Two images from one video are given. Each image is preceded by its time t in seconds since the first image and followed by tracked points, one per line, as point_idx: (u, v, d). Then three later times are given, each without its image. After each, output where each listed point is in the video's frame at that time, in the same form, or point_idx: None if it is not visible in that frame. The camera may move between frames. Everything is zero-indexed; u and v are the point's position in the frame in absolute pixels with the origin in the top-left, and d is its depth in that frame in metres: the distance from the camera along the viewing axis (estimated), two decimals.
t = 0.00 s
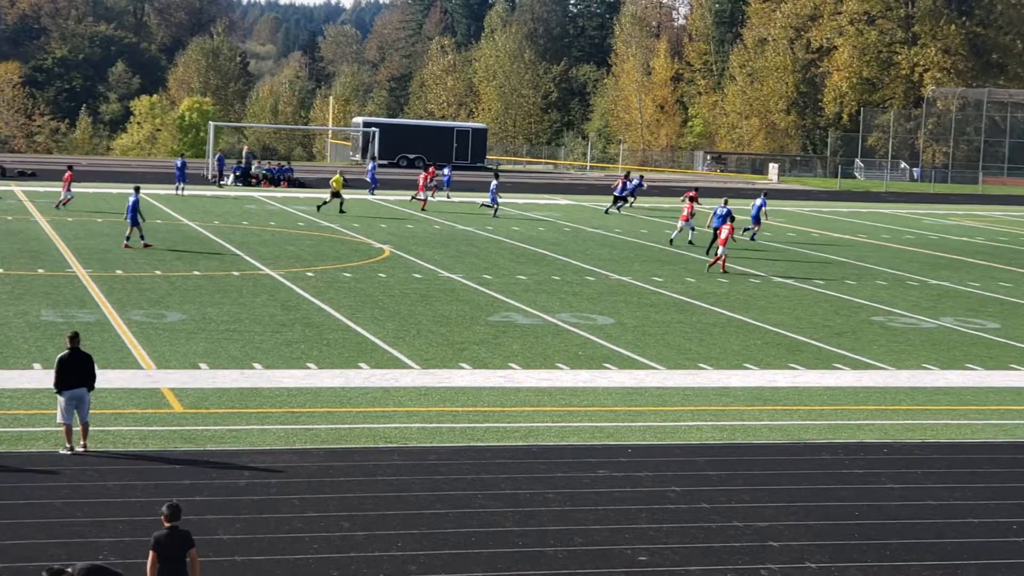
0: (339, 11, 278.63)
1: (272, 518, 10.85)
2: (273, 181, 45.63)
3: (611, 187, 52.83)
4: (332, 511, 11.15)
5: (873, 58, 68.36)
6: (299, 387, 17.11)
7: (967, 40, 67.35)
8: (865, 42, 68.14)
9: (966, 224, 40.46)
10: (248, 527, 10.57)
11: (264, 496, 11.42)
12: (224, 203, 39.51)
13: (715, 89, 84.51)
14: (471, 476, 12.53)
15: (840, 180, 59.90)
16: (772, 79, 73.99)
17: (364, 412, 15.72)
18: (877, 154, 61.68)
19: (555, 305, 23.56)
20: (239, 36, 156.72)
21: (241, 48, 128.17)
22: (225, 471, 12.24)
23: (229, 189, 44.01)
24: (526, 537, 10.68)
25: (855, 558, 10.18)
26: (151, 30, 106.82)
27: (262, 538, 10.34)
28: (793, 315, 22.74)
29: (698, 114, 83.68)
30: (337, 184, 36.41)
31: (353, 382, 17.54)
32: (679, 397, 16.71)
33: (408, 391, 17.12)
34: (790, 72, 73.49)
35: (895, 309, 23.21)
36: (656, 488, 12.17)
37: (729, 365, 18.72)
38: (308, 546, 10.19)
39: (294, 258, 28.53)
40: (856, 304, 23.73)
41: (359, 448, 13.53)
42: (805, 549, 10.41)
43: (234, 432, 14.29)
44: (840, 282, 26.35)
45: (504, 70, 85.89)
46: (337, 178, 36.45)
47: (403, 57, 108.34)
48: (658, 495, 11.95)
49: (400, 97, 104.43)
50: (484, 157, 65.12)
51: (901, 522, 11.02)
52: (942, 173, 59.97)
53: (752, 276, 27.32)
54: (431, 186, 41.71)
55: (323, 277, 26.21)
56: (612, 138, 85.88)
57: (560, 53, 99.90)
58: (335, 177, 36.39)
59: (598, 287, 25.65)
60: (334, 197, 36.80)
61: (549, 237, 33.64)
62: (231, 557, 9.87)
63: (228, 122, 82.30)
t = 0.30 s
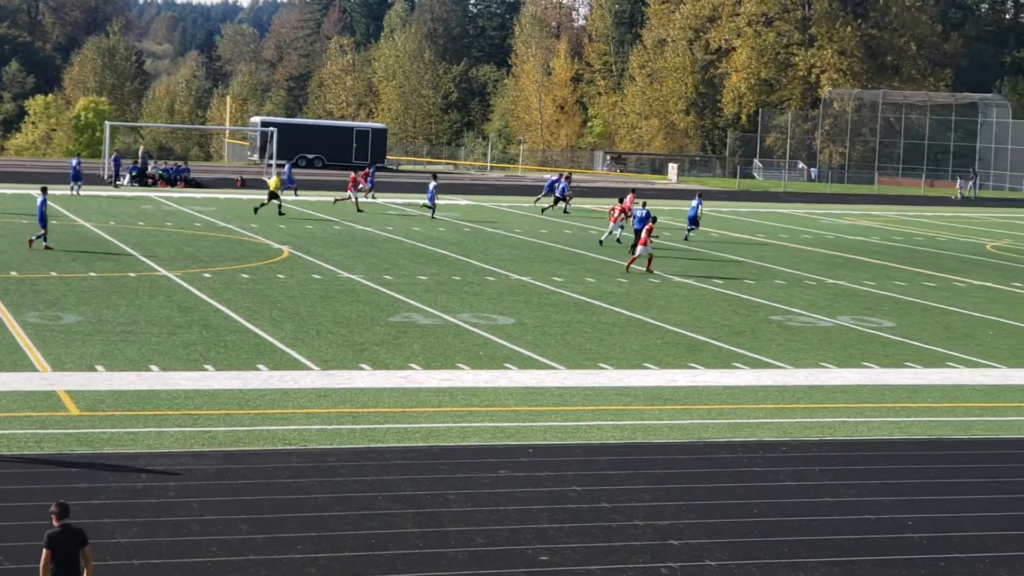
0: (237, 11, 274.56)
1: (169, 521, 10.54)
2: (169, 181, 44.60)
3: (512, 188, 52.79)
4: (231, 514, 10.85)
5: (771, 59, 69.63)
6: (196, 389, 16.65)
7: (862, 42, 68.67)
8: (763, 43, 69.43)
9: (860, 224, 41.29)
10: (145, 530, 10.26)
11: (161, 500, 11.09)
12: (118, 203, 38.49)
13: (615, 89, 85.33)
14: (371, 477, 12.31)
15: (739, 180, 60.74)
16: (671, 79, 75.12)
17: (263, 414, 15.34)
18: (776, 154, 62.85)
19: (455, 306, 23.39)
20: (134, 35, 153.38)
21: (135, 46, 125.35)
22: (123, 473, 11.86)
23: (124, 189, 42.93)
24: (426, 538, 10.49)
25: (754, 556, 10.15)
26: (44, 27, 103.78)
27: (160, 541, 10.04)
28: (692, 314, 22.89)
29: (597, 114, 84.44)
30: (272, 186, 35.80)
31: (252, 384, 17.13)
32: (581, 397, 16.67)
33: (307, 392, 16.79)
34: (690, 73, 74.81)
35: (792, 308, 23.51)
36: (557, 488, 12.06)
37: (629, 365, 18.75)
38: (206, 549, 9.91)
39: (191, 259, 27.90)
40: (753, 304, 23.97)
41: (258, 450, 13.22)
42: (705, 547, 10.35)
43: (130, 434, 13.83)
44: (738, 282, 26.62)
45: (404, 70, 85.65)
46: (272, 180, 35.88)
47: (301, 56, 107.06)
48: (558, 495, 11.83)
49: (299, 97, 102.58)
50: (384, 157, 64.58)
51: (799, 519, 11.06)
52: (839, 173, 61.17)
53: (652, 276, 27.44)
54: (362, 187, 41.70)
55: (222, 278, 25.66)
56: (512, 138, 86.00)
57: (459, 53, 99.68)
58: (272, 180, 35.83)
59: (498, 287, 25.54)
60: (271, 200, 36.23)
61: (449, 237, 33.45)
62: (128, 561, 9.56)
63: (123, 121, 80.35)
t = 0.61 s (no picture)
0: (128, 9, 268.71)
1: (56, 525, 10.12)
2: (58, 181, 43.33)
3: (409, 188, 52.40)
4: (121, 517, 10.45)
5: (664, 60, 70.47)
6: (85, 390, 16.09)
7: (754, 44, 69.79)
8: (656, 44, 70.32)
9: (754, 224, 41.84)
10: (32, 534, 9.84)
11: (49, 504, 10.65)
12: (2, 202, 37.24)
13: (509, 89, 85.52)
14: (264, 479, 11.96)
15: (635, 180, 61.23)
16: (566, 80, 75.58)
17: (152, 416, 14.85)
18: (669, 154, 63.43)
19: (349, 306, 23.03)
20: (21, 34, 149.13)
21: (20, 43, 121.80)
22: (8, 477, 11.38)
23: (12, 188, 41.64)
24: (319, 540, 10.18)
25: (648, 554, 10.04)
26: None
27: (47, 545, 9.63)
28: (587, 314, 22.91)
29: (491, 115, 84.46)
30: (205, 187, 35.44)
31: (142, 385, 16.60)
32: (476, 397, 16.51)
33: (199, 393, 16.31)
34: (584, 73, 75.29)
35: (686, 308, 23.65)
36: (452, 489, 11.85)
37: (525, 365, 18.64)
38: (97, 552, 9.52)
39: (80, 259, 27.06)
40: (648, 304, 24.06)
41: (148, 452, 12.78)
42: (601, 546, 10.22)
43: (16, 438, 13.28)
44: (634, 282, 26.72)
45: (296, 69, 84.69)
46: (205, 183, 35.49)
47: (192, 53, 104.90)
48: (454, 495, 11.62)
49: (190, 96, 100.61)
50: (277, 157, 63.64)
51: (695, 517, 11.01)
52: (732, 173, 62.34)
53: (547, 276, 27.40)
54: (297, 186, 41.27)
55: (111, 279, 24.92)
56: (406, 139, 85.48)
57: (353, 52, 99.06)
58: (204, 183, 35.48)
59: (393, 288, 25.25)
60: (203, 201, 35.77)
61: (344, 237, 33.04)
62: (14, 565, 9.14)
63: (11, 121, 77.91)
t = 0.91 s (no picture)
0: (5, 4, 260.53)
1: None
2: None
3: (298, 187, 51.54)
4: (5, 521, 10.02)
5: (554, 59, 71.03)
6: None
7: (645, 44, 70.67)
8: (547, 43, 70.74)
9: (645, 224, 42.11)
10: None
11: None
12: None
13: (398, 88, 85.27)
14: (151, 481, 11.55)
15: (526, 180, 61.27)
16: (457, 79, 75.49)
17: (37, 417, 14.28)
18: (560, 154, 63.47)
19: (237, 306, 22.51)
20: None
21: None
22: None
23: None
24: (206, 541, 9.86)
25: (539, 553, 9.93)
26: None
27: None
28: (477, 314, 22.73)
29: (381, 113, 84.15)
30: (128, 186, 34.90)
31: (25, 387, 15.96)
32: (364, 397, 16.24)
33: (84, 395, 15.72)
34: (474, 72, 75.46)
35: (576, 307, 23.66)
36: (341, 489, 11.59)
37: (415, 365, 18.42)
38: None
39: None
40: (538, 304, 23.98)
41: (30, 454, 12.29)
42: (491, 545, 10.08)
43: None
44: (524, 281, 26.64)
45: (183, 67, 83.20)
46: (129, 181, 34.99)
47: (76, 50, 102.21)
48: (343, 496, 11.38)
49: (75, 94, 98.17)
50: (163, 156, 62.05)
51: (585, 516, 10.94)
52: (623, 172, 62.57)
53: (437, 276, 27.13)
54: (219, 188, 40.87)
55: None
56: (295, 137, 84.37)
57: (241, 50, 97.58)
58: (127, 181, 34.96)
59: (281, 287, 24.75)
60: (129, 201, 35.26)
61: (231, 237, 32.29)
62: None
63: None
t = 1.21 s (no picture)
0: None
1: None
2: None
3: (211, 187, 50.77)
4: None
5: (471, 59, 70.87)
6: None
7: (561, 45, 70.91)
8: (462, 44, 70.53)
9: (562, 224, 42.23)
10: None
11: None
12: None
13: (313, 88, 84.51)
14: (59, 485, 11.21)
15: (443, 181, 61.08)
16: (373, 79, 74.87)
17: None
18: (475, 154, 63.51)
19: (150, 308, 22.04)
20: None
21: None
22: None
23: None
24: (117, 546, 9.58)
25: (457, 555, 9.81)
26: None
27: None
28: (393, 315, 22.55)
29: (296, 114, 83.49)
30: (88, 193, 34.39)
31: None
32: (280, 399, 15.97)
33: None
34: (390, 72, 74.75)
35: (493, 308, 23.60)
36: (255, 492, 11.35)
37: (332, 366, 18.19)
38: None
39: None
40: (455, 304, 23.88)
41: None
42: (409, 547, 9.94)
43: None
44: (441, 282, 26.53)
45: (95, 66, 81.42)
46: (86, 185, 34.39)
47: None
48: (258, 499, 11.14)
49: None
50: (74, 156, 60.76)
51: (502, 517, 10.86)
52: (539, 172, 62.60)
53: (353, 277, 26.90)
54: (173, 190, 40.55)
55: None
56: (209, 137, 82.95)
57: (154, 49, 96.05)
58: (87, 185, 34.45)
59: (195, 289, 24.31)
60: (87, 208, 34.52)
61: (143, 237, 31.73)
62: None
63: None
